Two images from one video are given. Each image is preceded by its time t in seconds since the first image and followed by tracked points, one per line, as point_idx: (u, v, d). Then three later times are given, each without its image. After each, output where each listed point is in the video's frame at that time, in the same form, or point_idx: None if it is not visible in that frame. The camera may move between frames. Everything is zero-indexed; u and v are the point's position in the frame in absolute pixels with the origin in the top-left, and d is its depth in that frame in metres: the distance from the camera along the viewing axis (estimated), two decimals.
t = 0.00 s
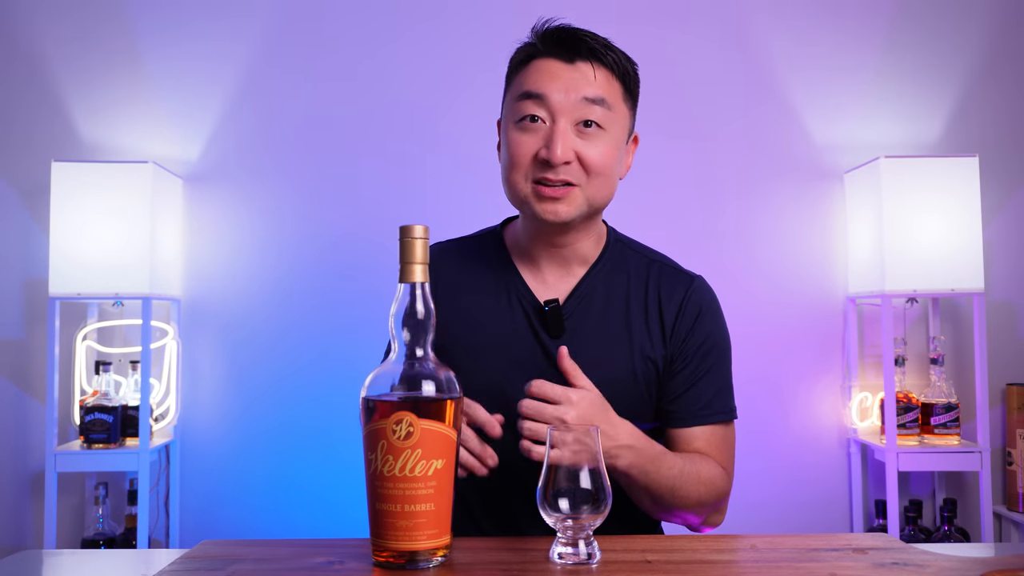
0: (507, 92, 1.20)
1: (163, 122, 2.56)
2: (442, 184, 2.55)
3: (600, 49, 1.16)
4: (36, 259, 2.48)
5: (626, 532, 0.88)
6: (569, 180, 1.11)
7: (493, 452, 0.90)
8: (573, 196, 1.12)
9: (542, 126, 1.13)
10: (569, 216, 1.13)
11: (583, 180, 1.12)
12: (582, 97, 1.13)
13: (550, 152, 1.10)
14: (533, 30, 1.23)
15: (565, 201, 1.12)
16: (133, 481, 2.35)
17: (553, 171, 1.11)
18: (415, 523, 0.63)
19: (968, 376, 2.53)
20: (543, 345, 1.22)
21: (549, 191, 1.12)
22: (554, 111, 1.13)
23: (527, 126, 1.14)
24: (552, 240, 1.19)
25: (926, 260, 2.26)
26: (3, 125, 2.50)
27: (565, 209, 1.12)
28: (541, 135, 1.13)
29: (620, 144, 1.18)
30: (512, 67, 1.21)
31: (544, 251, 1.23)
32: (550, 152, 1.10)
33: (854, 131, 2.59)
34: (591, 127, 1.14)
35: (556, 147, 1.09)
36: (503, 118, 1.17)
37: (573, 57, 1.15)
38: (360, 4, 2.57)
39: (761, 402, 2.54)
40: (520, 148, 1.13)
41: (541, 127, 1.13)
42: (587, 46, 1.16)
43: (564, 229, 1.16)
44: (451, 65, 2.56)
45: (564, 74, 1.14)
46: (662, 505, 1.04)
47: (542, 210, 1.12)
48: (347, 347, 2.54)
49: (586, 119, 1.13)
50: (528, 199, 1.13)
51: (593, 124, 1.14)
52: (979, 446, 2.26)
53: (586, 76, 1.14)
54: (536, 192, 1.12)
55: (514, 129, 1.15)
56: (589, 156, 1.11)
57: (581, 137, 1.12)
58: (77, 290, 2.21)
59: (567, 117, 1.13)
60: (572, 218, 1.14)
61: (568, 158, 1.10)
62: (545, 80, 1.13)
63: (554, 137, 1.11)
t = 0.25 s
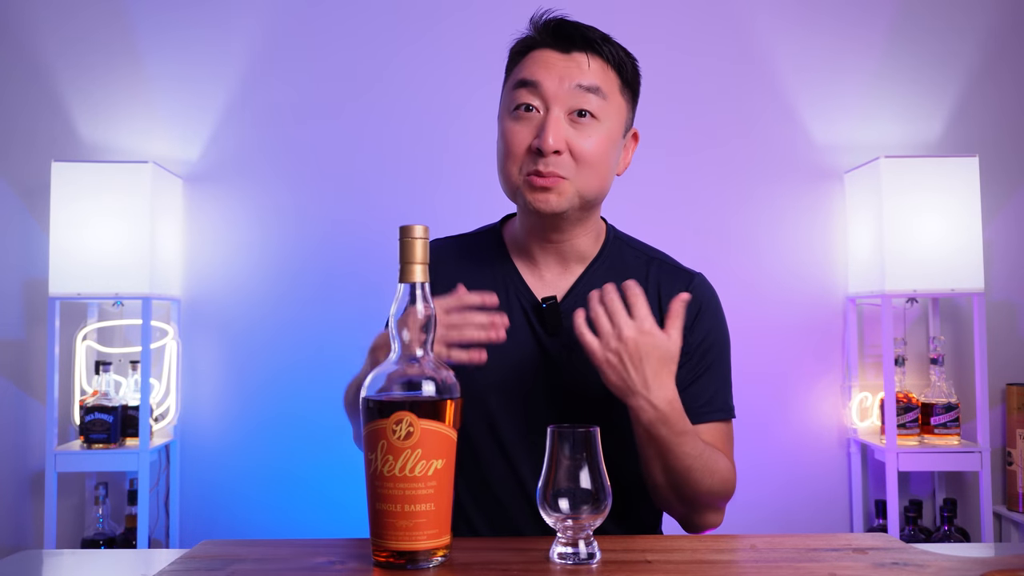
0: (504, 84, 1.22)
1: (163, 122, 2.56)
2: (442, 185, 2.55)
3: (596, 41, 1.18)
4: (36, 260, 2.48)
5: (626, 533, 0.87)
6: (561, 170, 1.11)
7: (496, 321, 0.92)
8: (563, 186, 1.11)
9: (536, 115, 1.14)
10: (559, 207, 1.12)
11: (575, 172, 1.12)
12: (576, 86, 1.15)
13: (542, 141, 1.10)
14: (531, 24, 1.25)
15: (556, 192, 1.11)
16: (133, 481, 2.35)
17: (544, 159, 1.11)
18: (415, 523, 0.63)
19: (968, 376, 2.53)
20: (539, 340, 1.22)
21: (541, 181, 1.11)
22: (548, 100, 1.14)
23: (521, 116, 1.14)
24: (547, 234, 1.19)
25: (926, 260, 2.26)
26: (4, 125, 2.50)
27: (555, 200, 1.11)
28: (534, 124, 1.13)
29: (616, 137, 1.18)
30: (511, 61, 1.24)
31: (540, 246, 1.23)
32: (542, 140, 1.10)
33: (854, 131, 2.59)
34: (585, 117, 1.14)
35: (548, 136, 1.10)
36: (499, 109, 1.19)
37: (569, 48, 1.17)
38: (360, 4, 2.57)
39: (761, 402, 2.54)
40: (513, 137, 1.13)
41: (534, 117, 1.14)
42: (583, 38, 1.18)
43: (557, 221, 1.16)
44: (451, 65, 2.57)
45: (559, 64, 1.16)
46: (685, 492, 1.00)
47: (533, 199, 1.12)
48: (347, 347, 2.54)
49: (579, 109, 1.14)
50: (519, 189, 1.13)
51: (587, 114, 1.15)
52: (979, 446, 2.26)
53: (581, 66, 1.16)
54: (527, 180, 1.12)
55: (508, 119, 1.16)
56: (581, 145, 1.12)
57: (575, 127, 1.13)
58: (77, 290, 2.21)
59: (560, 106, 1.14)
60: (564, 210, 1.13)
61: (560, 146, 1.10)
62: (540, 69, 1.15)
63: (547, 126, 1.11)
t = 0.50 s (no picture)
0: (506, 79, 1.22)
1: (163, 122, 2.56)
2: (443, 185, 2.55)
3: (599, 37, 1.19)
4: (36, 260, 2.48)
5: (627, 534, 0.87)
6: (560, 166, 1.11)
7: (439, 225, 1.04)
8: (563, 182, 1.11)
9: (536, 110, 1.14)
10: (559, 202, 1.12)
11: (575, 167, 1.12)
12: (577, 81, 1.15)
13: (542, 136, 1.10)
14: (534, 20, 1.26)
15: (556, 187, 1.11)
16: (133, 481, 2.35)
17: (544, 154, 1.11)
18: (415, 523, 0.63)
19: (968, 376, 2.53)
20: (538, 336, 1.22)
21: (540, 176, 1.11)
22: (549, 95, 1.15)
23: (522, 111, 1.15)
24: (546, 229, 1.20)
25: (926, 260, 2.26)
26: (4, 125, 2.50)
27: (554, 196, 1.11)
28: (535, 119, 1.14)
29: (616, 133, 1.18)
30: (513, 55, 1.24)
31: (540, 242, 1.23)
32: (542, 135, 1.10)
33: (854, 131, 2.59)
34: (585, 113, 1.14)
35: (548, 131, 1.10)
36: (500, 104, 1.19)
37: (571, 43, 1.17)
38: (360, 4, 2.57)
39: (761, 403, 2.54)
40: (513, 132, 1.14)
41: (535, 112, 1.14)
42: (585, 34, 1.18)
43: (556, 216, 1.16)
44: (452, 65, 2.57)
45: (561, 59, 1.16)
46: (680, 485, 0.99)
47: (532, 195, 1.11)
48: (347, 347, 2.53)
49: (580, 105, 1.14)
50: (519, 183, 1.13)
51: (587, 110, 1.15)
52: (979, 446, 2.26)
53: (583, 62, 1.16)
54: (526, 176, 1.12)
55: (509, 113, 1.16)
56: (581, 140, 1.12)
57: (575, 122, 1.13)
58: (77, 290, 2.21)
59: (561, 101, 1.14)
60: (563, 206, 1.13)
61: (560, 142, 1.10)
62: (541, 65, 1.16)
63: (547, 121, 1.12)
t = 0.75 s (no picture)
0: (500, 88, 1.20)
1: (163, 122, 2.56)
2: (442, 184, 2.55)
3: (595, 48, 1.16)
4: (36, 260, 2.48)
5: (626, 534, 0.86)
6: (556, 184, 1.12)
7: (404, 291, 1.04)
8: (560, 201, 1.13)
9: (532, 126, 1.13)
10: (556, 220, 1.14)
11: (571, 184, 1.12)
12: (573, 99, 1.13)
13: (537, 156, 1.10)
14: (530, 24, 1.22)
15: (552, 206, 1.13)
16: (133, 481, 2.35)
17: (540, 174, 1.11)
18: (415, 523, 0.63)
19: (968, 376, 2.53)
20: (537, 342, 1.22)
21: (536, 196, 1.12)
22: (544, 112, 1.13)
23: (517, 126, 1.14)
24: (544, 238, 1.20)
25: (926, 260, 2.26)
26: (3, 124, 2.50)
27: (551, 214, 1.13)
28: (530, 136, 1.13)
29: (613, 146, 1.18)
30: (506, 60, 1.21)
31: (537, 250, 1.23)
32: (537, 155, 1.10)
33: (854, 131, 2.59)
34: (581, 130, 1.13)
35: (543, 151, 1.09)
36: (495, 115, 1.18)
37: (567, 56, 1.14)
38: (360, 4, 2.57)
39: (761, 403, 2.54)
40: (509, 148, 1.14)
41: (530, 128, 1.13)
42: (581, 46, 1.15)
43: (553, 232, 1.17)
44: (452, 65, 2.57)
45: (556, 74, 1.13)
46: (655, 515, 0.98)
47: (530, 213, 1.14)
48: (347, 347, 2.53)
49: (576, 122, 1.13)
50: (515, 201, 1.14)
51: (583, 126, 1.13)
52: (980, 446, 2.26)
53: (578, 78, 1.13)
54: (523, 194, 1.13)
55: (504, 128, 1.15)
56: (577, 160, 1.12)
57: (571, 139, 1.12)
58: (77, 290, 2.21)
59: (557, 118, 1.13)
60: (559, 222, 1.15)
61: (555, 162, 1.10)
62: (536, 79, 1.13)
63: (543, 140, 1.11)
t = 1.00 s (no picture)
0: (497, 91, 1.19)
1: (163, 121, 2.56)
2: (442, 184, 2.55)
3: (592, 52, 1.16)
4: (36, 259, 2.48)
5: (625, 533, 0.86)
6: (554, 188, 1.12)
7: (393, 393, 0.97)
8: (558, 204, 1.13)
9: (529, 131, 1.13)
10: (554, 223, 1.13)
11: (569, 188, 1.12)
12: (570, 103, 1.12)
13: (535, 160, 1.10)
14: (527, 27, 1.22)
15: (550, 209, 1.13)
16: (133, 481, 2.35)
17: (538, 179, 1.11)
18: (415, 523, 0.63)
19: (968, 376, 2.53)
20: (535, 345, 1.22)
21: (534, 199, 1.12)
22: (541, 117, 1.12)
23: (514, 131, 1.14)
24: (542, 241, 1.20)
25: (925, 260, 2.26)
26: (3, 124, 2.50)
27: (549, 217, 1.13)
28: (527, 141, 1.13)
29: (611, 149, 1.18)
30: (502, 63, 1.21)
31: (535, 253, 1.23)
32: (534, 160, 1.10)
33: (853, 131, 2.59)
34: (579, 134, 1.13)
35: (541, 156, 1.09)
36: (492, 120, 1.18)
37: (564, 60, 1.14)
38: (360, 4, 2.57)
39: (761, 403, 2.54)
40: (506, 153, 1.14)
41: (527, 133, 1.13)
42: (579, 49, 1.15)
43: (551, 235, 1.18)
44: (452, 65, 2.57)
45: (553, 79, 1.13)
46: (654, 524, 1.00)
47: (527, 217, 1.13)
48: (347, 347, 2.54)
49: (573, 126, 1.13)
50: (513, 205, 1.14)
51: (581, 130, 1.13)
52: (980, 446, 2.26)
53: (576, 82, 1.13)
54: (520, 198, 1.13)
55: (501, 132, 1.15)
56: (574, 164, 1.11)
57: (568, 144, 1.12)
58: (77, 290, 2.21)
59: (554, 123, 1.12)
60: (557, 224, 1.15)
61: (553, 166, 1.10)
62: (533, 84, 1.13)
63: (540, 144, 1.11)
